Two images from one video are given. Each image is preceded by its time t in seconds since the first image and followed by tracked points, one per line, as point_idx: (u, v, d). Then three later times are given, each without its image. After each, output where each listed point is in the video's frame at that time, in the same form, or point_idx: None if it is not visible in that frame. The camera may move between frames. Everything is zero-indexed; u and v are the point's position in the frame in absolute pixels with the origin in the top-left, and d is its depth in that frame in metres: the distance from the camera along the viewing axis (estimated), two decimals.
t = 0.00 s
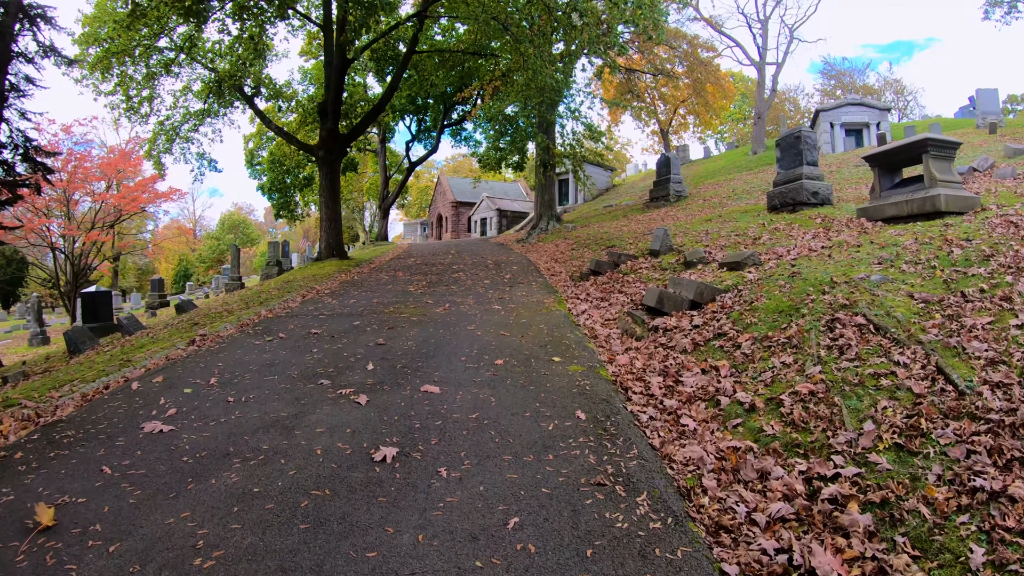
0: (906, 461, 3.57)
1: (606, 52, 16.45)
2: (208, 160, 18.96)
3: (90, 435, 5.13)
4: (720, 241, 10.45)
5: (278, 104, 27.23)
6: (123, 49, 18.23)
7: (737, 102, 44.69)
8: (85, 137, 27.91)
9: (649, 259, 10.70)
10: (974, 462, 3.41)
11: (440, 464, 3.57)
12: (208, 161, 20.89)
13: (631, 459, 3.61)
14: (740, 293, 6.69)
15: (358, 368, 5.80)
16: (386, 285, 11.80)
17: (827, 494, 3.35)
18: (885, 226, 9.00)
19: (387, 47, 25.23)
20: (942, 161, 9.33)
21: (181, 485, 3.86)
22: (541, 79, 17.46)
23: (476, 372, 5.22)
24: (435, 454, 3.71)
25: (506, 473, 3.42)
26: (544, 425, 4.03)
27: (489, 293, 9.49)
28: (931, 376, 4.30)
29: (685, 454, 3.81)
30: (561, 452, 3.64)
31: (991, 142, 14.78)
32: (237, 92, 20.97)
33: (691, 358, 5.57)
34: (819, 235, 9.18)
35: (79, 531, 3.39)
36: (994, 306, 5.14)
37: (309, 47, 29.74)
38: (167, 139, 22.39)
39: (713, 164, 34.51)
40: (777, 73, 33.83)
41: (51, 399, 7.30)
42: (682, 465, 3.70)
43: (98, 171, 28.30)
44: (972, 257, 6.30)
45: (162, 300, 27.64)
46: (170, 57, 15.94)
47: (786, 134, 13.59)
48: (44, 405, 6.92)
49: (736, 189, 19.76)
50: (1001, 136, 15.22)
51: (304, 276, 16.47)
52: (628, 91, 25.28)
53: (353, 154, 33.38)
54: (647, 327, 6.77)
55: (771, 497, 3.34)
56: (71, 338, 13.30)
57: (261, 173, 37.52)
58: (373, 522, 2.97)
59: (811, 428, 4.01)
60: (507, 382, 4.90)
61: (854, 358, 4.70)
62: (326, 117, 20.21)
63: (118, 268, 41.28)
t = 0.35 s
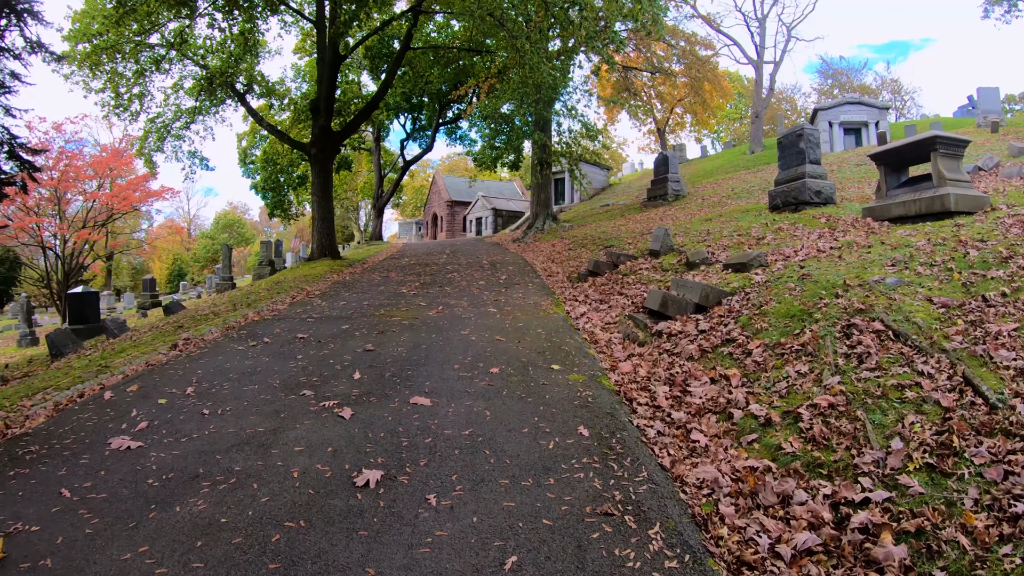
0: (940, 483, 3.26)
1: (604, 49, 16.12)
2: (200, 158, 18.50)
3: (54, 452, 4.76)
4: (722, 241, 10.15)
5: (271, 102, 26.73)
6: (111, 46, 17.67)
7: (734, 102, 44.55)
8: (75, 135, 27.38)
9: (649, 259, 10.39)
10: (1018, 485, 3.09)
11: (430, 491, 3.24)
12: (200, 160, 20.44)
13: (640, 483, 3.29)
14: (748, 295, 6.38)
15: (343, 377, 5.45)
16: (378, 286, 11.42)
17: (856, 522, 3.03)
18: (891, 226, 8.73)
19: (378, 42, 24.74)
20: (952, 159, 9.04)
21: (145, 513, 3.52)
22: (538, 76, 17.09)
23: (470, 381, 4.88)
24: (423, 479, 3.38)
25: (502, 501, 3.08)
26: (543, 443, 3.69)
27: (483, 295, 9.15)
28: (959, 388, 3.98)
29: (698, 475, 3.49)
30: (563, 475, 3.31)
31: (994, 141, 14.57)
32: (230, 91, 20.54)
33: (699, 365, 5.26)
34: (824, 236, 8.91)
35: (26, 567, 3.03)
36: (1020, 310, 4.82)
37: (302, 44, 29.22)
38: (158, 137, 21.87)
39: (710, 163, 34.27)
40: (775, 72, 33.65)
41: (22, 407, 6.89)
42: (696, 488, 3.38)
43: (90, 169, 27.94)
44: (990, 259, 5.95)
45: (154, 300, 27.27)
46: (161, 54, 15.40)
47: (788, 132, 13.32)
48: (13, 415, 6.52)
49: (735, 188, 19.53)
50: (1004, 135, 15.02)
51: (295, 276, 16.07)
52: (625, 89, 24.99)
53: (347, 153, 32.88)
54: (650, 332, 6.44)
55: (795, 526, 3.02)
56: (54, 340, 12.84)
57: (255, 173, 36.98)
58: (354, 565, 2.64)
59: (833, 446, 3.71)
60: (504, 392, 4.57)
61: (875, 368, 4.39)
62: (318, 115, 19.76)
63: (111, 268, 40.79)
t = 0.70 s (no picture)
0: (967, 500, 2.97)
1: (599, 45, 15.81)
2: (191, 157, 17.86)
3: (3, 464, 4.37)
4: (720, 240, 9.88)
5: (261, 100, 26.23)
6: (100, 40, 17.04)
7: (728, 102, 44.52)
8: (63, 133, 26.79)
9: (645, 258, 10.10)
10: None
11: (406, 512, 2.91)
12: (190, 159, 19.98)
13: (640, 502, 2.96)
14: (750, 295, 6.08)
15: (320, 382, 5.10)
16: (366, 285, 11.06)
17: (878, 545, 2.73)
18: (893, 225, 8.49)
19: (369, 39, 24.30)
20: (955, 156, 8.81)
21: (92, 535, 3.16)
22: (532, 73, 16.78)
23: (455, 386, 4.54)
24: (398, 498, 3.04)
25: (487, 524, 2.75)
26: (532, 455, 3.37)
27: (473, 295, 8.82)
28: (979, 393, 3.70)
29: (702, 491, 3.19)
30: (553, 494, 2.99)
31: (992, 139, 14.43)
32: (218, 87, 19.99)
33: (699, 369, 4.97)
34: (824, 234, 8.66)
35: None
36: None
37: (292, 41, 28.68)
38: (147, 136, 21.35)
39: (705, 162, 34.14)
40: (769, 71, 33.55)
41: None
42: (700, 506, 3.08)
43: (79, 168, 27.40)
44: (1002, 255, 5.71)
45: (144, 300, 26.89)
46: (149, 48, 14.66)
47: (785, 129, 13.09)
48: None
49: (730, 187, 19.35)
50: (1001, 134, 14.89)
51: (282, 276, 15.65)
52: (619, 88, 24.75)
53: (339, 152, 32.38)
54: (647, 333, 6.12)
55: (811, 549, 2.72)
56: (33, 342, 12.31)
57: (246, 172, 36.42)
58: None
59: (848, 458, 3.42)
60: (492, 398, 4.24)
61: (888, 372, 4.09)
62: (308, 112, 19.31)
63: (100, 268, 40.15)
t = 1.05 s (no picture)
0: (1004, 526, 2.66)
1: (591, 41, 15.45)
2: (177, 156, 16.56)
3: None
4: (716, 238, 9.58)
5: (248, 97, 25.59)
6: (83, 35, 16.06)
7: (719, 101, 44.50)
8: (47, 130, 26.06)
9: (638, 258, 9.77)
10: None
11: (375, 546, 2.53)
12: (176, 157, 19.37)
13: (643, 533, 2.62)
14: (752, 296, 5.77)
15: (292, 391, 4.69)
16: (351, 285, 10.63)
17: None
18: (894, 223, 8.24)
19: (358, 35, 23.78)
20: (956, 152, 8.60)
21: (14, 575, 2.74)
22: (523, 69, 16.40)
23: (438, 396, 4.16)
24: (368, 529, 2.66)
25: (467, 561, 2.39)
26: (520, 477, 3.02)
27: (461, 295, 8.44)
28: (1006, 404, 3.41)
29: (710, 517, 2.86)
30: (543, 524, 2.63)
31: (986, 137, 14.33)
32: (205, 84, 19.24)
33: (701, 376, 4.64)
34: (823, 233, 8.39)
35: None
36: None
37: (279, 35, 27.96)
38: (132, 133, 20.68)
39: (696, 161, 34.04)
40: (762, 70, 33.45)
41: None
42: (708, 535, 2.74)
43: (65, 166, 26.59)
44: (1015, 254, 5.45)
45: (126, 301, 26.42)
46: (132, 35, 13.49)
47: (781, 125, 12.87)
48: None
49: (724, 185, 19.15)
50: (996, 132, 14.80)
51: (265, 276, 15.13)
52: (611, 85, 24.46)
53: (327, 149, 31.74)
54: (642, 336, 5.78)
55: None
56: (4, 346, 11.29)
57: (233, 170, 35.66)
58: None
59: (869, 477, 3.11)
60: (477, 409, 3.88)
61: (905, 380, 3.79)
62: (293, 107, 18.73)
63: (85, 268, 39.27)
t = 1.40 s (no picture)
0: None
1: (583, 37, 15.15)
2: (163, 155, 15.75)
3: None
4: (711, 237, 9.33)
5: (235, 95, 25.03)
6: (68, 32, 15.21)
7: (711, 101, 44.56)
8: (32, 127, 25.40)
9: (631, 256, 9.48)
10: None
11: None
12: (163, 156, 18.81)
13: (649, 561, 2.33)
14: (753, 295, 5.49)
15: (265, 397, 4.33)
16: (335, 285, 10.25)
17: None
18: (894, 221, 8.04)
19: (347, 32, 23.32)
20: (957, 149, 8.46)
21: None
22: (514, 66, 16.09)
23: (421, 403, 3.82)
24: (336, 559, 2.33)
25: None
26: (510, 497, 2.70)
27: (449, 295, 8.11)
28: None
29: (721, 539, 2.57)
30: (535, 552, 2.33)
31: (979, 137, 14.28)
32: (191, 81, 18.46)
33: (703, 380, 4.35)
34: (822, 231, 8.17)
35: None
36: None
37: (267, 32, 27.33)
38: (117, 131, 20.08)
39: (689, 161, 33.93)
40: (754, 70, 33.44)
41: None
42: (721, 561, 2.46)
43: (49, 164, 25.78)
44: None
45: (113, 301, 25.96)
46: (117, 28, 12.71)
47: (777, 123, 12.73)
48: None
49: (717, 184, 19.00)
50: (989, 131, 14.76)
51: (248, 276, 14.65)
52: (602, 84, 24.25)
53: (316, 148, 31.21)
54: (639, 338, 5.47)
55: None
56: None
57: (220, 169, 34.99)
58: None
59: (893, 492, 2.85)
60: (463, 418, 3.55)
61: (924, 386, 3.54)
62: (280, 103, 18.21)
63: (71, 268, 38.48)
